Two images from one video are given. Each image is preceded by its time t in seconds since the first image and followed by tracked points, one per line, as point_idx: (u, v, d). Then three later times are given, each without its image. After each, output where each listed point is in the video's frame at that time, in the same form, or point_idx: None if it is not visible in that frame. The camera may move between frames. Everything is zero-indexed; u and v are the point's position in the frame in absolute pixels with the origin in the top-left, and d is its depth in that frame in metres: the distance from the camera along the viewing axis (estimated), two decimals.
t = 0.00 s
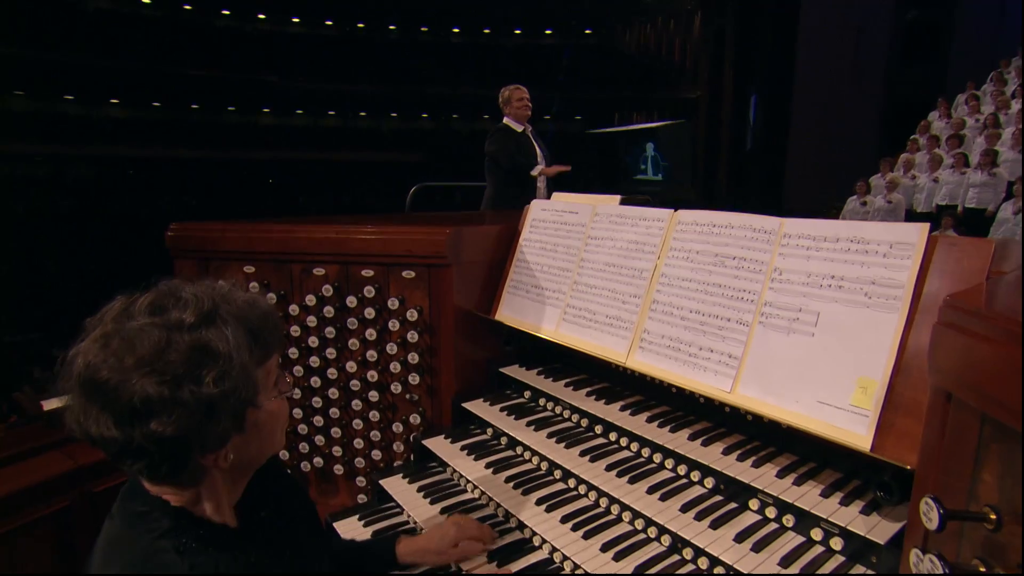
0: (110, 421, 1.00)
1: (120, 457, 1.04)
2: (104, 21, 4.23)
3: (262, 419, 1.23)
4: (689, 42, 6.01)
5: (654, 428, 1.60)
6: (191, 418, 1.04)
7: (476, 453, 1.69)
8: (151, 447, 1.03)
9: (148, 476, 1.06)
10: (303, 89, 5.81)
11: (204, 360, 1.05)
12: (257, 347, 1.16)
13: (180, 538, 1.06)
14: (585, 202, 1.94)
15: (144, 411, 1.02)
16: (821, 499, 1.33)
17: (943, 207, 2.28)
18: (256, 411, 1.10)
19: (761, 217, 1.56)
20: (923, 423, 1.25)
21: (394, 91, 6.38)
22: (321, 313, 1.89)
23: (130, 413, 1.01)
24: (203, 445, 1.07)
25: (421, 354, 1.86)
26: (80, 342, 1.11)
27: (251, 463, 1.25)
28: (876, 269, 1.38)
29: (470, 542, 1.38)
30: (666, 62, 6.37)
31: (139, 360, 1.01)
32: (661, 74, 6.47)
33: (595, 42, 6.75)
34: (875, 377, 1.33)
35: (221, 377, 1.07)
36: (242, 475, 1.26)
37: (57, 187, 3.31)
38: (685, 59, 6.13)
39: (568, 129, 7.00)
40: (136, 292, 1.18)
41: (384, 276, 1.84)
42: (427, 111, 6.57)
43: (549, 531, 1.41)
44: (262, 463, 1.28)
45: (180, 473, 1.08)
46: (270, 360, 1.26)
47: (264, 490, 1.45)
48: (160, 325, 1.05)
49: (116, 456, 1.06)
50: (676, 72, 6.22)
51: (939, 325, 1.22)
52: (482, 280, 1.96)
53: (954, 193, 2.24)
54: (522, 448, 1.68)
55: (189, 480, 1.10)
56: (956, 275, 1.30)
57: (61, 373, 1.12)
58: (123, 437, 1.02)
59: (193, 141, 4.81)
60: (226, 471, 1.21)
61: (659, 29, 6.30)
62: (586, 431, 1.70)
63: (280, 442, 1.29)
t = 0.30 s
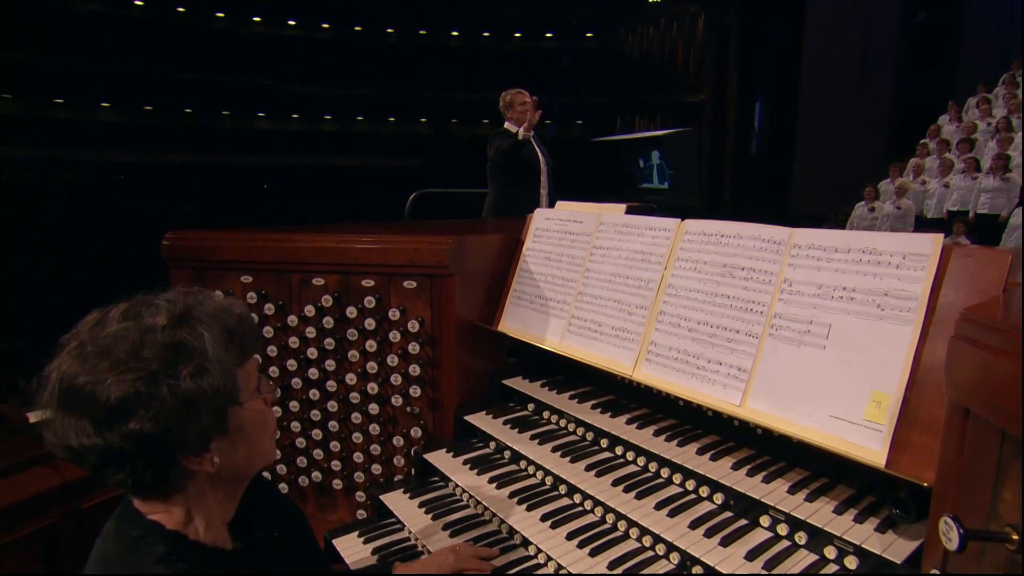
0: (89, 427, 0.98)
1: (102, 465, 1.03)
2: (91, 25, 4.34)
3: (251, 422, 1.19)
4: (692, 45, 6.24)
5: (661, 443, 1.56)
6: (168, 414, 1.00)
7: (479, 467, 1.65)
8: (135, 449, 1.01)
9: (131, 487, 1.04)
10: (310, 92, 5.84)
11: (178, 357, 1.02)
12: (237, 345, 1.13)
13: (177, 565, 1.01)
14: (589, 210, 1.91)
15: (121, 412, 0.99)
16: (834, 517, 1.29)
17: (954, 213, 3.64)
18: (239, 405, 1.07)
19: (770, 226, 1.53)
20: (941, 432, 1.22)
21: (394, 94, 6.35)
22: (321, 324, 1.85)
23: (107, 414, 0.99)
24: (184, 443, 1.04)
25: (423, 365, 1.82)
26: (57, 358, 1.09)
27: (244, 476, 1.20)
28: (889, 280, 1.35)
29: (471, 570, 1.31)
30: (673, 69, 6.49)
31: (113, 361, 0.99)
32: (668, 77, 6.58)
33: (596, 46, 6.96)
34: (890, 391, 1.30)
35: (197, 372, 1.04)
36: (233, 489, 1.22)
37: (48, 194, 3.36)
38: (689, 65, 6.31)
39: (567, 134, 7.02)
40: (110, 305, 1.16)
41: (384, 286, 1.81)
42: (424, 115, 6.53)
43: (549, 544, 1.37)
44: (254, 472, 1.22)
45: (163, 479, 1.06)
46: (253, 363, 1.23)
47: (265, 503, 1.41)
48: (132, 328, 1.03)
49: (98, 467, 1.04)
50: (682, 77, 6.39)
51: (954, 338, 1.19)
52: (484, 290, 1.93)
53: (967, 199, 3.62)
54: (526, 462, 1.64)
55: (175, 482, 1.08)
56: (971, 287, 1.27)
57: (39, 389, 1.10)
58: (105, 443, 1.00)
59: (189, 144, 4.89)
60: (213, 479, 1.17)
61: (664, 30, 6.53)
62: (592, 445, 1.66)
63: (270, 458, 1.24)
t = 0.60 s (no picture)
0: (93, 455, 0.94)
1: (103, 494, 0.98)
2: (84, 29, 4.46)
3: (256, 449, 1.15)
4: (694, 50, 6.19)
5: (672, 458, 1.51)
6: (179, 444, 0.96)
7: (484, 483, 1.60)
8: (142, 478, 0.97)
9: (132, 515, 1.00)
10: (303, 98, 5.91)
11: (190, 385, 0.98)
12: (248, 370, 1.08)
13: None
14: (596, 221, 1.88)
15: (128, 440, 0.95)
16: (852, 535, 1.24)
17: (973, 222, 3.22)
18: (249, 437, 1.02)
19: (782, 237, 1.50)
20: (965, 453, 1.18)
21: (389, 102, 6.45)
22: (321, 338, 1.80)
23: (115, 443, 0.95)
24: (192, 473, 1.00)
25: (426, 380, 1.77)
26: (59, 375, 1.04)
27: (242, 498, 1.17)
28: (906, 291, 1.31)
29: None
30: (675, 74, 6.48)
31: (123, 387, 0.95)
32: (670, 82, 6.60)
33: (597, 51, 6.98)
34: (908, 406, 1.26)
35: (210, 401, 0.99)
36: (231, 514, 1.18)
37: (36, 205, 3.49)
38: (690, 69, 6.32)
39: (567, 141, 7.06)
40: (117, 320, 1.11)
41: (386, 298, 1.76)
42: (422, 122, 6.71)
43: (556, 562, 1.31)
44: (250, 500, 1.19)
45: (166, 508, 1.02)
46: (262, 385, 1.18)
47: (264, 519, 1.38)
48: (143, 352, 0.98)
49: (98, 495, 0.99)
50: (684, 82, 6.39)
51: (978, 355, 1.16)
52: (488, 301, 1.89)
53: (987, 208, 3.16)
54: (531, 478, 1.58)
55: (179, 512, 1.04)
56: (992, 298, 1.24)
57: (40, 409, 1.05)
58: (109, 471, 0.96)
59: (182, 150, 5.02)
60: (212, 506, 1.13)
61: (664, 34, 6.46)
62: (600, 460, 1.61)
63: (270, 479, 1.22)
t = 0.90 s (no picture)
0: (68, 497, 0.91)
1: (81, 534, 0.95)
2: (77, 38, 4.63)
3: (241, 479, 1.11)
4: (694, 52, 6.07)
5: (679, 472, 1.46)
6: (157, 487, 0.93)
7: (486, 499, 1.54)
8: (117, 522, 0.93)
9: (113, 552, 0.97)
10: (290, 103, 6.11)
11: (168, 422, 0.95)
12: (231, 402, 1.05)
13: None
14: (598, 229, 1.84)
15: (104, 483, 0.91)
16: (869, 552, 1.19)
17: (974, 224, 2.92)
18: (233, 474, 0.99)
19: (790, 245, 1.47)
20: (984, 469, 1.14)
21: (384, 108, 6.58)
22: (318, 349, 1.76)
23: (89, 486, 0.91)
24: (172, 513, 0.96)
25: (426, 392, 1.73)
26: (33, 407, 1.01)
27: (228, 525, 1.14)
28: (919, 300, 1.28)
29: None
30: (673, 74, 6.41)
31: (96, 426, 0.91)
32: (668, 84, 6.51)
33: (595, 52, 6.96)
34: (924, 418, 1.23)
35: (190, 438, 0.96)
36: (220, 540, 1.15)
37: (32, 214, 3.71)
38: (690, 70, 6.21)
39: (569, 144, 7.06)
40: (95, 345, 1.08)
41: (385, 309, 1.72)
42: (419, 127, 6.79)
43: None
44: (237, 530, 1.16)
45: (147, 547, 0.98)
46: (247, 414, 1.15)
47: (263, 531, 1.36)
48: (119, 386, 0.95)
49: (76, 532, 0.96)
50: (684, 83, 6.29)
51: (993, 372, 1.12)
52: (490, 310, 1.85)
53: (988, 207, 2.90)
54: (535, 493, 1.53)
55: (160, 553, 1.00)
56: (1007, 308, 1.21)
57: (14, 442, 1.02)
58: (84, 512, 0.93)
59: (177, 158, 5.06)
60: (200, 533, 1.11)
61: (664, 36, 6.39)
62: (605, 474, 1.56)
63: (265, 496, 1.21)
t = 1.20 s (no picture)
0: (61, 495, 0.90)
1: (73, 538, 0.93)
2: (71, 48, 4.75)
3: (239, 494, 1.07)
4: (695, 55, 6.04)
5: (682, 488, 1.42)
6: (148, 491, 0.90)
7: (484, 516, 1.50)
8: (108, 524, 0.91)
9: (103, 559, 0.95)
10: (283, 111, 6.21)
11: (165, 425, 0.93)
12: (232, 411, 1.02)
13: None
14: (598, 239, 1.81)
15: (97, 483, 0.90)
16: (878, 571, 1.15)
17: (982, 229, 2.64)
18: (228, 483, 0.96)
19: (794, 256, 1.44)
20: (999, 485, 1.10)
21: (383, 112, 6.71)
22: (312, 364, 1.72)
23: (84, 485, 0.90)
24: (161, 519, 0.93)
25: (423, 407, 1.69)
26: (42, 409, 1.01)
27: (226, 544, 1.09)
28: (926, 312, 1.25)
29: None
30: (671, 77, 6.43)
31: (95, 425, 0.91)
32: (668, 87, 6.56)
33: (594, 57, 7.08)
34: (933, 434, 1.20)
35: (185, 443, 0.94)
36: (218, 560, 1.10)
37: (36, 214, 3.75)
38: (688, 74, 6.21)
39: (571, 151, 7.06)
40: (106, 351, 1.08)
41: (380, 322, 1.69)
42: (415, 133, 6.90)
43: None
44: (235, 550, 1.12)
45: (138, 555, 0.96)
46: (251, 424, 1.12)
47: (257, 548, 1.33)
48: (121, 388, 0.94)
49: (67, 538, 0.95)
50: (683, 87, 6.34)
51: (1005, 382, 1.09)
52: (488, 323, 1.82)
53: (996, 213, 2.64)
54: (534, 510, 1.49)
55: (154, 561, 0.98)
56: (1017, 318, 1.18)
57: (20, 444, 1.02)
58: (76, 513, 0.91)
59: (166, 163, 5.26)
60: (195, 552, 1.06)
61: (665, 40, 6.34)
62: (606, 491, 1.52)
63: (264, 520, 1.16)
